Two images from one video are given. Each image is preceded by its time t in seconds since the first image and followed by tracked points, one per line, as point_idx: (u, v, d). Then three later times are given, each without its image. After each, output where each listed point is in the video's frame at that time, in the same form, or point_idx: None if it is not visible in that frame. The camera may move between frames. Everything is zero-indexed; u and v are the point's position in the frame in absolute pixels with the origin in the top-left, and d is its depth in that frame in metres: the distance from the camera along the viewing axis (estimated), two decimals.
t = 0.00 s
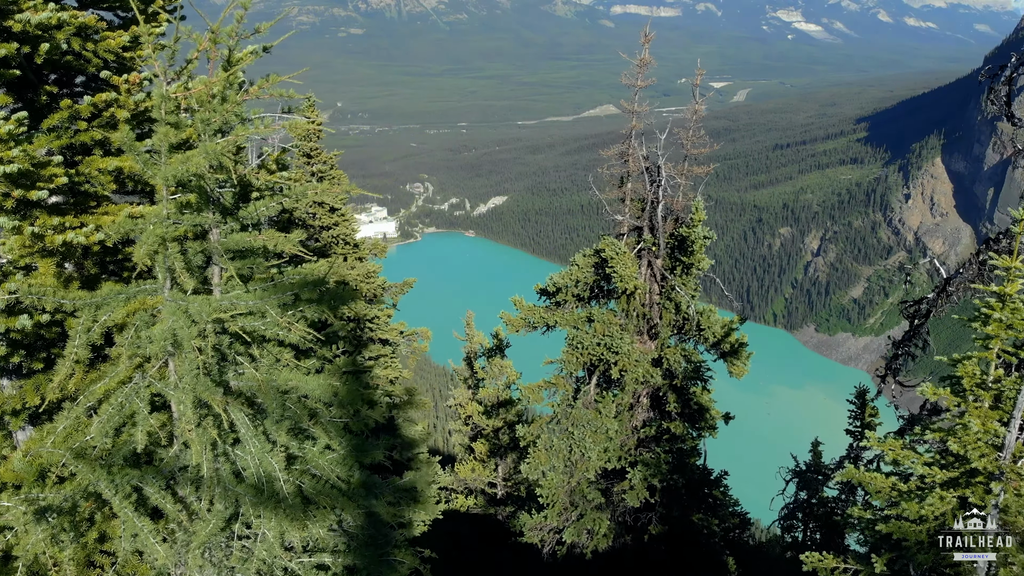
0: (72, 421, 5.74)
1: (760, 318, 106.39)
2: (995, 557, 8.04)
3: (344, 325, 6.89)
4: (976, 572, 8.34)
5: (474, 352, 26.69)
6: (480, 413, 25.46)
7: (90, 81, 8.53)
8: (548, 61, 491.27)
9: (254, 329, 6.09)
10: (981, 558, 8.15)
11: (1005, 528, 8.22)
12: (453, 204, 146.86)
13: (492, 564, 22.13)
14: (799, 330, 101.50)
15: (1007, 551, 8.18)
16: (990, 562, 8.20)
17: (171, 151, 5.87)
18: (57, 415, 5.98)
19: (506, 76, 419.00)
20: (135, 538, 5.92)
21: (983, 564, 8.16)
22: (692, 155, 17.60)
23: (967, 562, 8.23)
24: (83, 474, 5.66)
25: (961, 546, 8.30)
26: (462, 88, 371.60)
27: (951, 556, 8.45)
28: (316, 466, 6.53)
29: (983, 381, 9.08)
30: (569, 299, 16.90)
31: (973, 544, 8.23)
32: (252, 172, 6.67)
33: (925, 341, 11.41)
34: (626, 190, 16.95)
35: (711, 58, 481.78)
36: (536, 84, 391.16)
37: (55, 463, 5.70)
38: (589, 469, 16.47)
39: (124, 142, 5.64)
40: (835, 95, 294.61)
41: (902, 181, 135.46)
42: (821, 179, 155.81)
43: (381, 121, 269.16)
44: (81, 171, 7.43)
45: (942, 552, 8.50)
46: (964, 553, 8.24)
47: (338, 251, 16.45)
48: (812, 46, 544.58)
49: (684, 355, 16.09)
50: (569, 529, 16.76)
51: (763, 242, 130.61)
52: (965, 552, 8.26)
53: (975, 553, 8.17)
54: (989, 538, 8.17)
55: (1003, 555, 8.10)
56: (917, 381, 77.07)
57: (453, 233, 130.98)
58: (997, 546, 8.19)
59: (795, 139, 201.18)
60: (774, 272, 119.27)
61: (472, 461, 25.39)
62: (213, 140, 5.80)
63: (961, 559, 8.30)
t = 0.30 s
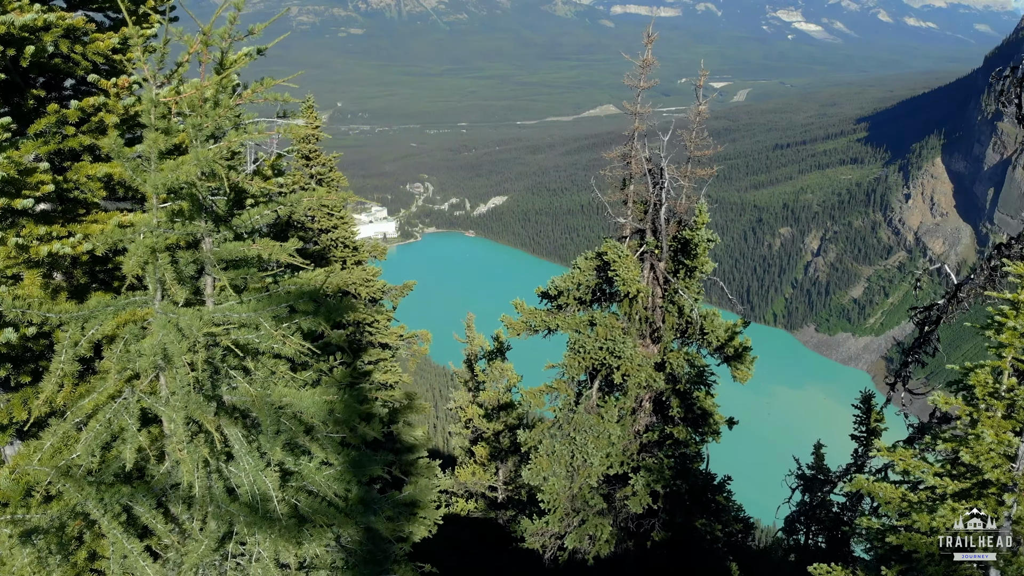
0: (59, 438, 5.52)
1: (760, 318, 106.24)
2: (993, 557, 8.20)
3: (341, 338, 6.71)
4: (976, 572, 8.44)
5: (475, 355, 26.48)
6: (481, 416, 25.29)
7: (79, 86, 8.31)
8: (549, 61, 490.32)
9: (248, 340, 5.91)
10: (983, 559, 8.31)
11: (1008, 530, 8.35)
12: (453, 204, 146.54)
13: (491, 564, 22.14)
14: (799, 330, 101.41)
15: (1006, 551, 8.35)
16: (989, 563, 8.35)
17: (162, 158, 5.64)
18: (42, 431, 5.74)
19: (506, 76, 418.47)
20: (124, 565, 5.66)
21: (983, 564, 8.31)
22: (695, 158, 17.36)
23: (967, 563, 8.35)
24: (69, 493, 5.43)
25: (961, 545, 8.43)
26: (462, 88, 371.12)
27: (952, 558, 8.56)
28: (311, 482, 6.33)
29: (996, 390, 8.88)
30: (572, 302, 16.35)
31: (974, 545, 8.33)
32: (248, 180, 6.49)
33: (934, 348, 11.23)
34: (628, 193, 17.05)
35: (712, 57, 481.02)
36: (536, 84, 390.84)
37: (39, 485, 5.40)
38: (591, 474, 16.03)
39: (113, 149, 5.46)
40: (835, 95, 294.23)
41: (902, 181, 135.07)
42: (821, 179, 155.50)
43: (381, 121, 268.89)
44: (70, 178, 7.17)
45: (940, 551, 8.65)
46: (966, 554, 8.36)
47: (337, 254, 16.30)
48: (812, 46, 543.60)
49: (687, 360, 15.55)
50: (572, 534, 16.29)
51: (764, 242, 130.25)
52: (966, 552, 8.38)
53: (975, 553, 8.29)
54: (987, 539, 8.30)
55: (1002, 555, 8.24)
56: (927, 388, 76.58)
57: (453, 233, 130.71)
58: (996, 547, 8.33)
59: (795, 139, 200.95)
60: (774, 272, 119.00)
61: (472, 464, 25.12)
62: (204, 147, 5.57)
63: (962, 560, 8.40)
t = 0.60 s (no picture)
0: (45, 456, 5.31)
1: (760, 318, 106.08)
2: (993, 558, 8.74)
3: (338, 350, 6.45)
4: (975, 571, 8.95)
5: (475, 357, 26.21)
6: (481, 420, 24.94)
7: (68, 89, 8.08)
8: (549, 61, 489.74)
9: (241, 354, 5.71)
10: (983, 559, 8.81)
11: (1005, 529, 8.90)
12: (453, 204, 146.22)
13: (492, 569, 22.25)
14: (799, 330, 101.24)
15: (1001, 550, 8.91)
16: (988, 562, 8.87)
17: (153, 167, 5.44)
18: (28, 449, 5.54)
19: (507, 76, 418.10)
20: None
21: (983, 565, 8.82)
22: (698, 159, 17.11)
23: (967, 562, 8.88)
24: (55, 515, 5.20)
25: (961, 544, 8.98)
26: (462, 88, 370.72)
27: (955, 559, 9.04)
28: (308, 499, 6.11)
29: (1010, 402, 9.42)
30: (573, 305, 15.85)
31: (973, 545, 8.92)
32: (244, 183, 6.24)
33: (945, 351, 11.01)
34: (631, 195, 16.83)
35: (712, 57, 480.41)
36: (536, 84, 390.55)
37: (23, 504, 5.18)
38: (594, 480, 15.57)
39: (99, 155, 5.24)
40: (835, 95, 293.77)
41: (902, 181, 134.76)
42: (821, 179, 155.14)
43: (381, 121, 268.59)
44: (57, 185, 6.93)
45: (944, 553, 9.04)
46: (965, 553, 8.90)
47: (336, 257, 16.07)
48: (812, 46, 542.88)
49: (690, 365, 15.03)
50: (573, 540, 15.89)
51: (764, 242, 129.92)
52: (964, 551, 8.95)
53: (975, 554, 8.84)
54: (987, 540, 8.86)
55: (1001, 556, 8.78)
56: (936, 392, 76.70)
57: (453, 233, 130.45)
58: (996, 547, 8.87)
59: (795, 139, 200.75)
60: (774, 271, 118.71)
61: (472, 468, 24.85)
62: (196, 152, 5.39)
63: (962, 560, 8.91)
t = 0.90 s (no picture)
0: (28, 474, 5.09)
1: (760, 318, 105.97)
2: (993, 558, 8.73)
3: (333, 361, 6.25)
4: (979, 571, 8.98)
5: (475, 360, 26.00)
6: (482, 423, 24.60)
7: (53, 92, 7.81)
8: (550, 62, 489.30)
9: (231, 367, 5.53)
10: (983, 559, 8.83)
11: (1003, 528, 8.97)
12: (453, 204, 146.01)
13: None
14: (800, 330, 101.10)
15: (1003, 552, 8.90)
16: (989, 564, 8.88)
17: (140, 173, 5.20)
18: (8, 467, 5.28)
19: (507, 76, 417.69)
20: None
21: (982, 564, 8.85)
22: (700, 161, 16.93)
23: (967, 564, 8.89)
24: (38, 537, 4.99)
25: (962, 545, 8.96)
26: (462, 88, 370.49)
27: (955, 560, 9.05)
28: (303, 516, 5.90)
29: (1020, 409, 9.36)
30: (574, 309, 15.23)
31: (973, 545, 8.89)
32: (236, 191, 6.04)
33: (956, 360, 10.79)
34: (633, 197, 16.62)
35: (711, 58, 480.13)
36: (536, 84, 390.49)
37: None
38: (595, 486, 15.09)
39: (82, 161, 4.99)
40: (835, 96, 293.50)
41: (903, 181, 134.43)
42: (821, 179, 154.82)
43: (381, 121, 268.51)
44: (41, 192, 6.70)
45: (946, 555, 9.02)
46: (966, 554, 8.90)
47: (335, 260, 15.83)
48: (812, 46, 542.45)
49: (692, 367, 14.56)
50: (575, 546, 15.20)
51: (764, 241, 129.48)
52: (966, 552, 8.93)
53: (975, 553, 8.84)
54: (989, 539, 8.86)
55: (1002, 555, 8.79)
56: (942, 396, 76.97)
57: (453, 233, 130.21)
58: (996, 547, 8.89)
59: (795, 139, 200.63)
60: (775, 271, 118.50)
61: (472, 471, 24.58)
62: (185, 158, 5.19)
63: (964, 562, 8.93)
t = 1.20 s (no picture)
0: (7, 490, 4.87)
1: (760, 318, 105.84)
2: (993, 557, 8.66)
3: (325, 373, 6.03)
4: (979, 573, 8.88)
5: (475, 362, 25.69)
6: (481, 426, 24.30)
7: (39, 93, 7.57)
8: (550, 62, 488.99)
9: (220, 380, 5.32)
10: (983, 559, 8.76)
11: (1000, 528, 9.00)
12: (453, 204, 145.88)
13: None
14: (800, 330, 100.98)
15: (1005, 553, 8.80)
16: (988, 565, 8.80)
17: (125, 178, 4.99)
18: None
19: (506, 76, 417.30)
20: None
21: (980, 565, 8.78)
22: (703, 161, 16.71)
23: (968, 563, 8.78)
24: (18, 557, 4.74)
25: (961, 545, 8.90)
26: (463, 88, 370.23)
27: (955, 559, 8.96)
28: (295, 532, 5.66)
29: None
30: (575, 311, 14.84)
31: (973, 545, 8.86)
32: (223, 196, 5.82)
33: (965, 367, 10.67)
34: (634, 198, 16.40)
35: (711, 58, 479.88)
36: (536, 84, 390.39)
37: None
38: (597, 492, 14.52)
39: (65, 166, 4.78)
40: (835, 96, 293.18)
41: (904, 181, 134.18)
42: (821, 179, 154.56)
43: (382, 121, 268.55)
44: (25, 197, 6.46)
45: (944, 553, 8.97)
46: (965, 553, 8.83)
47: (332, 263, 15.64)
48: (812, 46, 542.15)
49: (694, 370, 14.24)
50: (576, 552, 14.57)
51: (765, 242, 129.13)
52: (966, 552, 8.85)
53: (974, 553, 8.77)
54: (987, 538, 8.87)
55: (999, 556, 8.73)
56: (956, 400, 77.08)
57: (454, 233, 130.05)
58: (997, 547, 8.80)
59: (795, 139, 200.48)
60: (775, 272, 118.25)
61: (472, 475, 24.23)
62: (172, 163, 5.00)
63: (964, 561, 8.84)
